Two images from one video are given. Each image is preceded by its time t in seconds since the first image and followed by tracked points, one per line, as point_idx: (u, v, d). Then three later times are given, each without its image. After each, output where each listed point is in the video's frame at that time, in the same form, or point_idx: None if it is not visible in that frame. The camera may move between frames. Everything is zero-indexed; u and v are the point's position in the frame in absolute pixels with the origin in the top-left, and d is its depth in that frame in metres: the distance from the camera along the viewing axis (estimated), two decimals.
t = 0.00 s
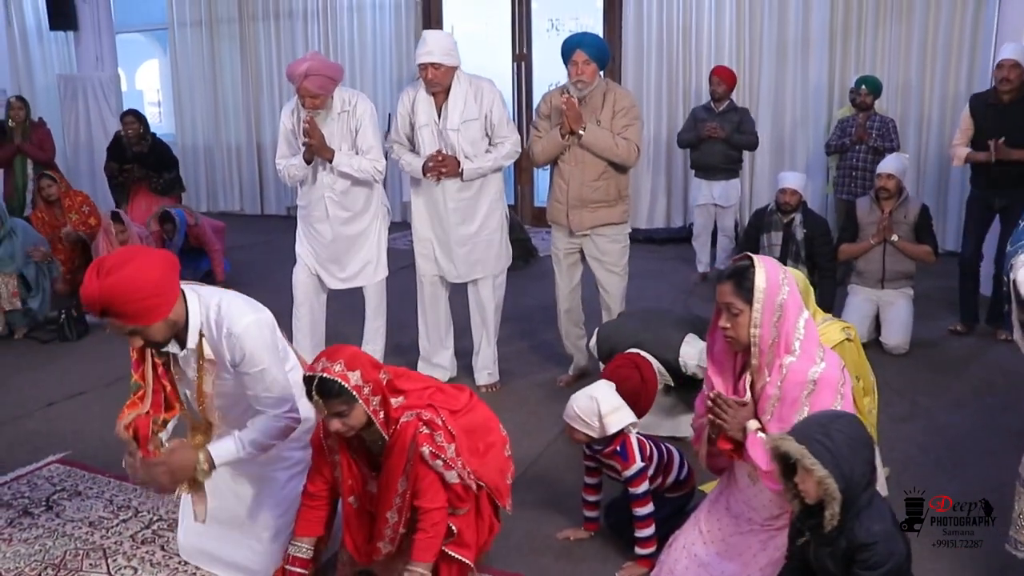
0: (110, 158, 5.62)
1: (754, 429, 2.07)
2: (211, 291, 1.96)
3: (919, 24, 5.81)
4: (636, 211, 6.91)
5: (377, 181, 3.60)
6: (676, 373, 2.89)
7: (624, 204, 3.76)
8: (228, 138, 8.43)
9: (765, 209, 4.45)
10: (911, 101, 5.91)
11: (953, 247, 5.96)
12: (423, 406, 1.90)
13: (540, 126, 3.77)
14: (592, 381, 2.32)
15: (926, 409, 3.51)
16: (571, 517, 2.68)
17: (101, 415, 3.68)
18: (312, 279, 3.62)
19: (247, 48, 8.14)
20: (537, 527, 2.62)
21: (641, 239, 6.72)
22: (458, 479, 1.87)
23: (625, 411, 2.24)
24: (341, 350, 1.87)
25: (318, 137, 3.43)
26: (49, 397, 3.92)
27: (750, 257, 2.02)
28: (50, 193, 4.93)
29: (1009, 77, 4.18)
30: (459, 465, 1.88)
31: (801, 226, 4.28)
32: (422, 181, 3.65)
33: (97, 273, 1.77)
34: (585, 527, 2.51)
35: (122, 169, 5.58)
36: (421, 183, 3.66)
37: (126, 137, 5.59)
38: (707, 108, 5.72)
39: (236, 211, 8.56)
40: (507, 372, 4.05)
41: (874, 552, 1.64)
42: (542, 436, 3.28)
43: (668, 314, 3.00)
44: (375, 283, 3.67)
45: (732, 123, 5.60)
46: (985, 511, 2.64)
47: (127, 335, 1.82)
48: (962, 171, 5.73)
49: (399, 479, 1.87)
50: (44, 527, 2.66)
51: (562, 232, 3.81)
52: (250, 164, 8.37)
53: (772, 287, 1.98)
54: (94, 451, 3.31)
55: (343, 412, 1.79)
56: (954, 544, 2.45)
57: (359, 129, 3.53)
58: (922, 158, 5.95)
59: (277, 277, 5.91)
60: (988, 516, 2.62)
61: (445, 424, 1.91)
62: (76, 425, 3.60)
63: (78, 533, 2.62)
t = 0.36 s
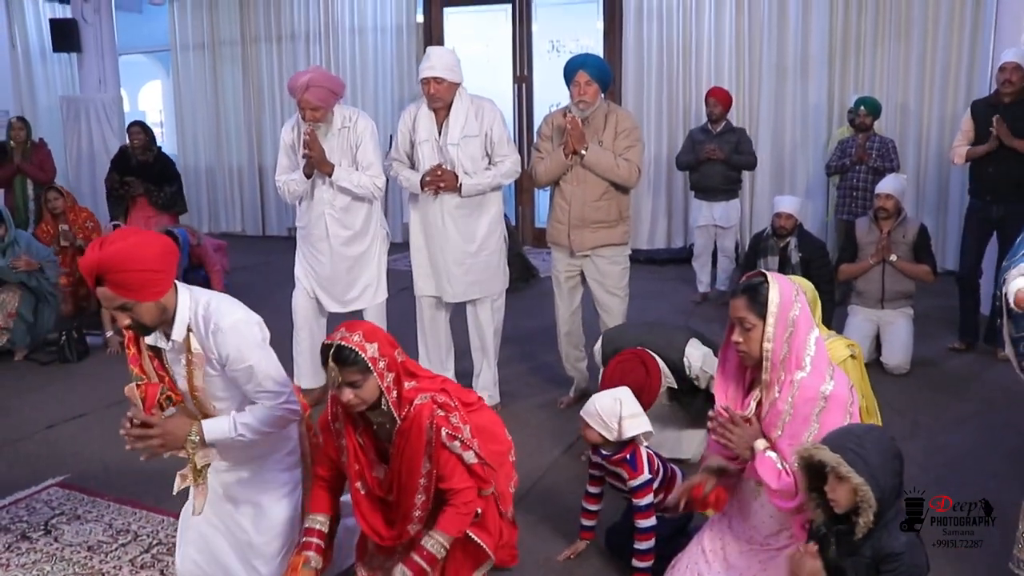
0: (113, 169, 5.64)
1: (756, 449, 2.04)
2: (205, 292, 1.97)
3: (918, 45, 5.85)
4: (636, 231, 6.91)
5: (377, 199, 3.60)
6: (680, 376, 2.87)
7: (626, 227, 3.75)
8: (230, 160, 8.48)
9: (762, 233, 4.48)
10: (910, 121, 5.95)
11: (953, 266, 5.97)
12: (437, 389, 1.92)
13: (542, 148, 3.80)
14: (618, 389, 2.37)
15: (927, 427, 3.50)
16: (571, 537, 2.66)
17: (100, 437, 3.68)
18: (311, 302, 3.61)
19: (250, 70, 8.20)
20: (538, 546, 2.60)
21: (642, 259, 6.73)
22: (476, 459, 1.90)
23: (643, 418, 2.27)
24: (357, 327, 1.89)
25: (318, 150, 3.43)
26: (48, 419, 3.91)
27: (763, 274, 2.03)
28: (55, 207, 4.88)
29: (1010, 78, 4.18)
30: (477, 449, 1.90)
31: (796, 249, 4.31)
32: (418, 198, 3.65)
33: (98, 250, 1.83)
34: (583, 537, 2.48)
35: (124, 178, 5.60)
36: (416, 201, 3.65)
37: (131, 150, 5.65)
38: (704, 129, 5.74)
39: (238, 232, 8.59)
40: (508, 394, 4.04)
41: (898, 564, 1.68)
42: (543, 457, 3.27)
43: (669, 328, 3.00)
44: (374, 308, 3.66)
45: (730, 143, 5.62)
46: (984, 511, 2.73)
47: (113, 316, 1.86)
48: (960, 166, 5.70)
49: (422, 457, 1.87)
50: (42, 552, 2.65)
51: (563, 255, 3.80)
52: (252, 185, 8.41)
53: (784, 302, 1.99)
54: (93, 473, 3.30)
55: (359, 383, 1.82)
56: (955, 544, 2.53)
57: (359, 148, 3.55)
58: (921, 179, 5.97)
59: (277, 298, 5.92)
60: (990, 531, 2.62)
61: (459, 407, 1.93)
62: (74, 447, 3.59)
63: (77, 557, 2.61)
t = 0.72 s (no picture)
0: (108, 186, 5.66)
1: (760, 477, 2.07)
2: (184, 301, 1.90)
3: (908, 65, 5.91)
4: (630, 251, 6.92)
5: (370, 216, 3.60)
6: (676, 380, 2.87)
7: (617, 247, 3.75)
8: (224, 181, 8.51)
9: (752, 255, 4.49)
10: (901, 141, 6.00)
11: (945, 285, 5.99)
12: (444, 372, 1.88)
13: (537, 168, 3.81)
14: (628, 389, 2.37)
15: (921, 446, 3.51)
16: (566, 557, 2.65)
17: (92, 460, 3.66)
18: (303, 323, 3.59)
19: (245, 92, 8.25)
20: (533, 565, 2.59)
21: (636, 279, 6.75)
22: (482, 439, 1.84)
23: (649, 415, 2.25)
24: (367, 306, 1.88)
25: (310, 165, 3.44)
26: (40, 441, 3.90)
27: (764, 296, 2.07)
28: (56, 222, 5.06)
29: (999, 96, 4.22)
30: (484, 431, 1.84)
31: (785, 272, 4.30)
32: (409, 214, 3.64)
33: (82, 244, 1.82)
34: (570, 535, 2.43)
35: (119, 199, 5.63)
36: (408, 217, 3.65)
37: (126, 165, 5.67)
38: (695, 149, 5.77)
39: (232, 252, 8.60)
40: (502, 415, 4.04)
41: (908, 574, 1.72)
42: (538, 478, 3.27)
43: (663, 345, 3.01)
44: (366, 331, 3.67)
45: (722, 164, 5.66)
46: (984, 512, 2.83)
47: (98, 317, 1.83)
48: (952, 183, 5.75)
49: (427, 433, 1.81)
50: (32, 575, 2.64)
51: (555, 276, 3.80)
52: (245, 206, 8.41)
53: (787, 322, 2.03)
54: (85, 496, 3.28)
55: (364, 356, 1.80)
56: (955, 543, 2.63)
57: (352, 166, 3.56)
58: (913, 200, 6.02)
59: (271, 319, 5.91)
60: (984, 546, 2.63)
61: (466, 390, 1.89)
62: (67, 469, 3.57)
63: None
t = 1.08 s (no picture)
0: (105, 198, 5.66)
1: (779, 500, 2.08)
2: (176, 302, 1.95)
3: (902, 79, 5.94)
4: (627, 266, 6.92)
5: (366, 229, 3.61)
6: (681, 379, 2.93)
7: (615, 262, 3.76)
8: (221, 197, 8.53)
9: (745, 272, 4.50)
10: (897, 154, 6.03)
11: (942, 298, 6.01)
12: (454, 349, 1.92)
13: (536, 183, 3.83)
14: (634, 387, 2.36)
15: (920, 459, 3.51)
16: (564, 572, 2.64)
17: (87, 477, 3.64)
18: (296, 338, 3.57)
19: (242, 107, 8.29)
20: None
21: (634, 293, 6.75)
22: (492, 412, 1.88)
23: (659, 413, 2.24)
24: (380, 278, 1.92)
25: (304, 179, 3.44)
26: (36, 458, 3.88)
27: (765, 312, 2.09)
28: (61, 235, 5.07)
29: (989, 108, 4.23)
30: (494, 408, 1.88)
31: (779, 287, 4.31)
32: (405, 229, 3.65)
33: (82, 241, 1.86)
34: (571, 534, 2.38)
35: (116, 211, 5.61)
36: (404, 231, 3.65)
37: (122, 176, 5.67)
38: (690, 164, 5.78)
39: (230, 268, 8.60)
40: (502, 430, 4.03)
41: None
42: (538, 492, 3.26)
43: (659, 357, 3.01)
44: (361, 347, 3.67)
45: (718, 178, 5.68)
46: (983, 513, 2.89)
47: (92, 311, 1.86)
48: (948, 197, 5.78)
49: (438, 406, 1.84)
50: None
51: (553, 290, 3.80)
52: (243, 221, 8.43)
53: (791, 339, 2.06)
54: (82, 514, 3.27)
55: (376, 327, 1.85)
56: (954, 544, 2.68)
57: (348, 180, 3.58)
58: (909, 214, 6.04)
59: (268, 334, 5.90)
60: (984, 554, 2.63)
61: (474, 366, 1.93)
62: (63, 486, 3.55)
63: None
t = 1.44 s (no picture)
0: (104, 210, 5.68)
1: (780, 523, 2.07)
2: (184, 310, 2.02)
3: (900, 89, 5.98)
4: (626, 278, 6.92)
5: (364, 239, 3.62)
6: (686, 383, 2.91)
7: (615, 274, 3.76)
8: (221, 209, 8.54)
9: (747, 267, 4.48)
10: (895, 163, 6.05)
11: (942, 306, 6.01)
12: (467, 328, 2.01)
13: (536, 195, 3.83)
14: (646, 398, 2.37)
15: (921, 467, 3.51)
16: None
17: (87, 490, 3.63)
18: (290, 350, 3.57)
19: (242, 119, 8.32)
20: None
21: (633, 304, 6.75)
22: (501, 392, 1.96)
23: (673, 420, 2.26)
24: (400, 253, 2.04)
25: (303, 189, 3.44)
26: (37, 471, 3.88)
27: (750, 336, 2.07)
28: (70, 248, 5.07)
29: (981, 118, 4.26)
30: (503, 388, 1.96)
31: (779, 284, 4.23)
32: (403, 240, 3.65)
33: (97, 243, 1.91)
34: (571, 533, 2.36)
35: (114, 222, 5.60)
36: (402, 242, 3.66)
37: (121, 188, 5.69)
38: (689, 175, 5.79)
39: (230, 280, 8.59)
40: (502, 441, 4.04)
41: None
42: (538, 503, 3.26)
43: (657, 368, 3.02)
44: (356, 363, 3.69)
45: (717, 189, 5.69)
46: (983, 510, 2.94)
47: (105, 311, 1.90)
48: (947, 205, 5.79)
49: (449, 383, 1.92)
50: None
51: (552, 299, 3.80)
52: (242, 233, 8.44)
53: (774, 357, 2.05)
54: (81, 526, 3.26)
55: (396, 297, 1.95)
56: (955, 544, 2.72)
57: (347, 190, 3.59)
58: (909, 221, 6.05)
59: (268, 346, 5.90)
60: (983, 559, 2.65)
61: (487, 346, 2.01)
62: (62, 499, 3.55)
63: None
